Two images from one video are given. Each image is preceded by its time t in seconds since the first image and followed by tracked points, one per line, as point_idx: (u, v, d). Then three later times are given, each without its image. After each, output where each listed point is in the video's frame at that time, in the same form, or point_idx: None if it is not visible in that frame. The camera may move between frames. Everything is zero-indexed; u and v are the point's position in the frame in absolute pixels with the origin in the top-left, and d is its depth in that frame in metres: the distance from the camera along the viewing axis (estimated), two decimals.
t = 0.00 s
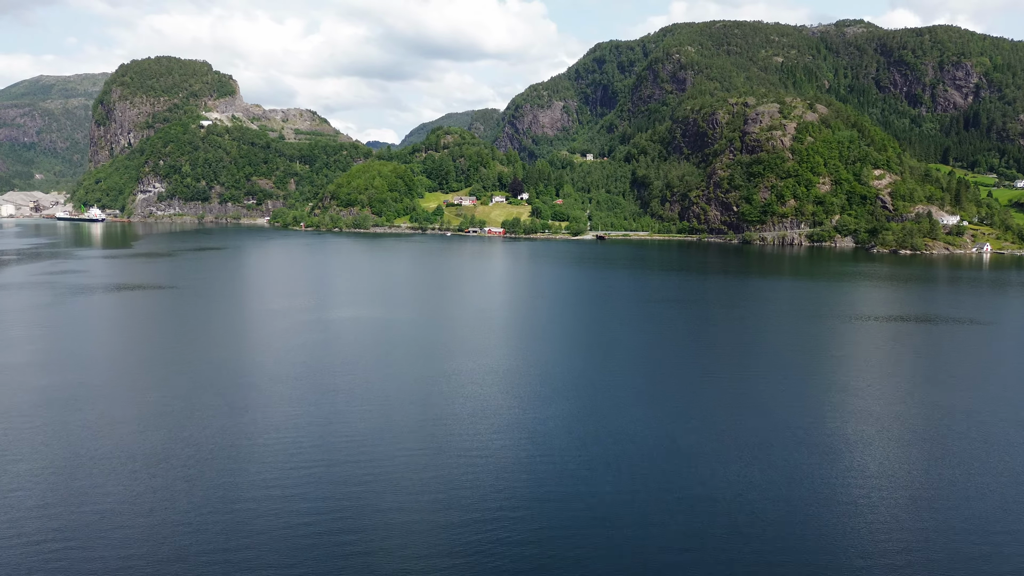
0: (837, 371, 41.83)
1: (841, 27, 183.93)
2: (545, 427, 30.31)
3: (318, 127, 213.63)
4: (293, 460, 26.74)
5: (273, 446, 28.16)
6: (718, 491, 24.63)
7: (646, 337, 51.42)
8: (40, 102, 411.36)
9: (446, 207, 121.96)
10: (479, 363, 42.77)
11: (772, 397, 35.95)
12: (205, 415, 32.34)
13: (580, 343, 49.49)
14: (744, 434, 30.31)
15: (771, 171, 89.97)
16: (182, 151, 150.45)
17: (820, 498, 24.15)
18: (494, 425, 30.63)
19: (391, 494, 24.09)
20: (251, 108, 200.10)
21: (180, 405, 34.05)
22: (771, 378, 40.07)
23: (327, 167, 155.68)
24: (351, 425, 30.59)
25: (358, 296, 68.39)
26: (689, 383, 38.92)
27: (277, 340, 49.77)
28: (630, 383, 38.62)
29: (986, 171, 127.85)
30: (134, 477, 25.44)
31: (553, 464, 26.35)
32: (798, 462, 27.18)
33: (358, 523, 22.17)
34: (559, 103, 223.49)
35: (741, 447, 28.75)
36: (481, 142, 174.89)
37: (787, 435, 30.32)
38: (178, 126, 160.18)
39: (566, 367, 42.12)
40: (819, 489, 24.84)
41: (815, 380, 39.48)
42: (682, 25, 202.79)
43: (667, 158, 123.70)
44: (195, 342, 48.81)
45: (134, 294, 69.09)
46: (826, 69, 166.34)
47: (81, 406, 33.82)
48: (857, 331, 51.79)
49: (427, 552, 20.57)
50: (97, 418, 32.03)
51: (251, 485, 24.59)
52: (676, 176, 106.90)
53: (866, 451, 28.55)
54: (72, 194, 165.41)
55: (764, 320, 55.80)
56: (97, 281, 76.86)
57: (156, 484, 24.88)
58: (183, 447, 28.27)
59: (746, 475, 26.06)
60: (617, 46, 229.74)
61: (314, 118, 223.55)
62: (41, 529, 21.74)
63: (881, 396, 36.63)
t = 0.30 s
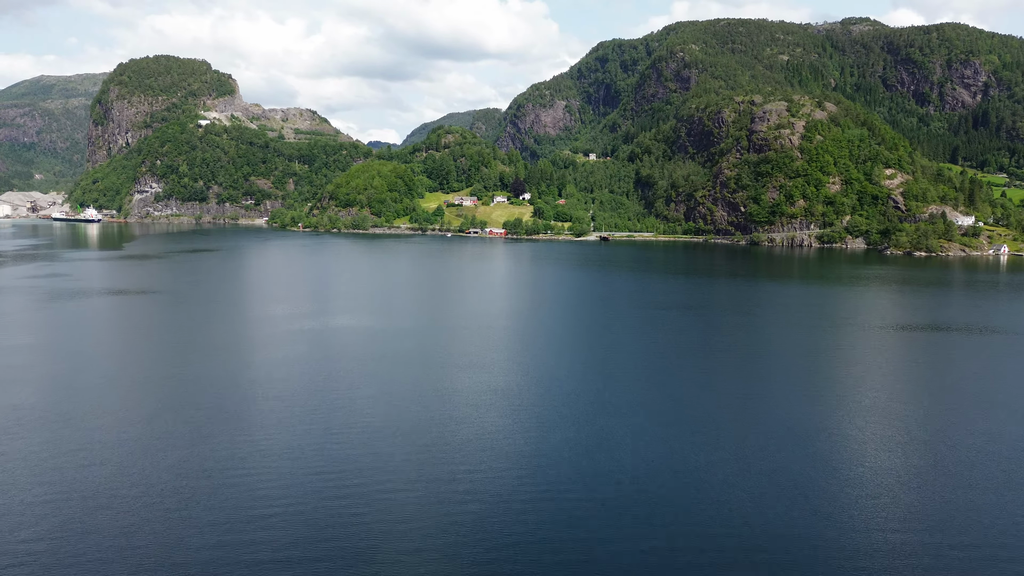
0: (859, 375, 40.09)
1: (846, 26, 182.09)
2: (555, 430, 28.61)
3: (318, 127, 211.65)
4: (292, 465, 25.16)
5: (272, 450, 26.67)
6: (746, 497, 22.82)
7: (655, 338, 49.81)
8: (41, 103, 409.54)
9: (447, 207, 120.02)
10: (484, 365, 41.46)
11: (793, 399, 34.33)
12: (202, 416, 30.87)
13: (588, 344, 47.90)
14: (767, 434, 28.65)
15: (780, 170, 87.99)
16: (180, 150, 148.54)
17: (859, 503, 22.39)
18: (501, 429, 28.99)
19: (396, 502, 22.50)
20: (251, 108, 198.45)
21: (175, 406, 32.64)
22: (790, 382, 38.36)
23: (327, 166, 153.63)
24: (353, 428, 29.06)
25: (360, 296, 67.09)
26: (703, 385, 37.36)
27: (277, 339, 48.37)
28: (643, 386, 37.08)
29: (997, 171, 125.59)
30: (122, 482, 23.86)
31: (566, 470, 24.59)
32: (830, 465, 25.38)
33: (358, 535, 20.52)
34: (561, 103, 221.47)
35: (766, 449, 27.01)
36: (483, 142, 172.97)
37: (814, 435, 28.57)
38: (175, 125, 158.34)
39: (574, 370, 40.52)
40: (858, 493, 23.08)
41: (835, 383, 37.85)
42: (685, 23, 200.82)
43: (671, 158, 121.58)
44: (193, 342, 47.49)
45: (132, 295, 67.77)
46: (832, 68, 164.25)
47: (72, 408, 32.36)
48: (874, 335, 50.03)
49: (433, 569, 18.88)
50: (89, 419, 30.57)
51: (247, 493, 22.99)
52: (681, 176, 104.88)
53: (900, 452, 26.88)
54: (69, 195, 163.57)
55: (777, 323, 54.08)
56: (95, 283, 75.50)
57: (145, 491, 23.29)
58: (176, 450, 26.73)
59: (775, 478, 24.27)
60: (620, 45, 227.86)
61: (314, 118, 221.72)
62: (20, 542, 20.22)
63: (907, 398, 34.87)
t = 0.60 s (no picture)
0: (872, 382, 38.95)
1: (852, 24, 180.02)
2: (569, 449, 27.37)
3: (317, 126, 209.28)
4: (287, 495, 23.54)
5: (273, 467, 25.38)
6: (771, 531, 21.65)
7: (664, 341, 48.52)
8: (40, 102, 407.59)
9: (447, 207, 117.86)
10: (488, 364, 40.46)
11: (807, 409, 33.21)
12: (204, 428, 29.85)
13: (594, 346, 46.71)
14: (789, 458, 27.26)
15: (790, 169, 85.83)
16: (176, 149, 146.34)
17: (896, 552, 20.70)
18: (511, 444, 27.81)
19: (409, 533, 21.28)
20: (249, 106, 196.38)
21: (166, 418, 31.21)
22: (800, 389, 37.21)
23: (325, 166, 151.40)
24: (361, 443, 27.95)
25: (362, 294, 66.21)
26: (717, 393, 35.72)
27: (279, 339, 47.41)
28: (653, 391, 35.91)
29: (1008, 170, 123.23)
30: (126, 507, 22.72)
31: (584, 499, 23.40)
32: (858, 493, 24.24)
33: None
34: (564, 102, 219.14)
35: (789, 473, 25.87)
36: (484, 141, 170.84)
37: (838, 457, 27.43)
38: (172, 124, 156.11)
39: (581, 372, 39.29)
40: (895, 534, 21.50)
41: (849, 392, 36.71)
42: (689, 21, 198.47)
43: (676, 156, 119.26)
44: (195, 342, 46.57)
45: (128, 295, 66.35)
46: (838, 65, 161.98)
47: (73, 417, 31.47)
48: (888, 337, 48.81)
49: None
50: (89, 433, 29.54)
51: (254, 521, 21.84)
52: (687, 175, 102.73)
53: (927, 478, 25.77)
54: (65, 195, 161.38)
55: (786, 325, 52.78)
56: (95, 282, 74.47)
57: (150, 516, 22.16)
58: (178, 470, 25.57)
59: (801, 508, 23.13)
60: (623, 43, 225.56)
61: (313, 117, 219.54)
62: None
63: (924, 411, 33.79)
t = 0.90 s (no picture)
0: (898, 390, 37.18)
1: (858, 21, 177.77)
2: (587, 473, 25.64)
3: (316, 125, 206.72)
4: (269, 532, 21.44)
5: (257, 497, 23.39)
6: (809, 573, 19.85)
7: (675, 344, 46.78)
8: (39, 101, 405.12)
9: (446, 207, 115.48)
10: (494, 369, 38.98)
11: (833, 423, 31.42)
12: (199, 442, 28.28)
13: (603, 349, 44.90)
14: (820, 487, 25.16)
15: (800, 168, 83.72)
16: (171, 149, 143.98)
17: None
18: (525, 466, 26.08)
19: (420, 572, 19.69)
20: (247, 105, 194.07)
21: (147, 434, 29.25)
22: (822, 398, 35.50)
23: (323, 165, 148.83)
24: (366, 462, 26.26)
25: (360, 295, 64.47)
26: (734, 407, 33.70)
27: (279, 339, 45.98)
28: (669, 402, 34.22)
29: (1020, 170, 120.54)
30: (116, 539, 21.10)
31: (606, 536, 21.68)
32: (897, 527, 22.57)
33: None
34: (565, 100, 216.63)
35: (823, 501, 24.12)
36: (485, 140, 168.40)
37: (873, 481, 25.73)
38: (167, 123, 153.69)
39: (593, 379, 37.54)
40: None
41: (874, 402, 34.96)
42: (692, 18, 195.93)
43: (681, 155, 116.84)
44: (192, 342, 45.11)
45: (117, 296, 64.26)
46: (845, 63, 159.55)
47: (49, 431, 29.51)
48: (910, 345, 46.66)
49: None
50: (77, 446, 27.90)
51: (237, 563, 19.95)
52: (693, 175, 100.58)
53: (968, 504, 24.13)
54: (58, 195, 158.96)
55: (800, 328, 51.04)
56: (89, 282, 72.80)
57: (142, 551, 20.52)
58: (171, 492, 23.93)
59: (840, 549, 21.40)
60: (625, 41, 222.96)
61: (312, 115, 217.05)
62: None
63: (956, 425, 32.06)
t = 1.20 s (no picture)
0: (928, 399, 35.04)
1: (864, 18, 175.22)
2: (604, 500, 23.47)
3: (314, 124, 204.10)
4: None
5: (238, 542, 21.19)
6: None
7: (688, 349, 44.68)
8: (36, 100, 402.64)
9: (445, 207, 112.94)
10: (497, 373, 36.98)
11: (866, 439, 29.08)
12: (187, 463, 26.29)
13: (612, 353, 42.75)
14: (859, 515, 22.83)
15: (811, 167, 81.44)
16: (165, 148, 141.39)
17: None
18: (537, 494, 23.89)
19: None
20: (243, 103, 191.50)
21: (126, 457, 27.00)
22: (849, 407, 33.36)
23: (320, 164, 146.17)
24: (365, 490, 24.13)
25: (356, 299, 62.12)
26: (757, 420, 31.29)
27: (273, 344, 43.95)
28: (686, 412, 32.03)
29: None
30: None
31: None
32: (950, 561, 20.42)
33: None
34: (566, 99, 214.02)
35: (865, 530, 21.91)
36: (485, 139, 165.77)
37: (918, 503, 23.54)
38: (161, 121, 151.15)
39: (604, 386, 35.37)
40: None
41: (903, 411, 32.87)
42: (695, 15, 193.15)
43: (686, 155, 114.09)
44: (182, 348, 43.01)
45: (104, 300, 61.81)
46: (851, 61, 156.93)
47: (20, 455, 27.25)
48: (936, 351, 44.28)
49: None
50: (52, 470, 25.77)
51: None
52: (699, 174, 98.18)
53: None
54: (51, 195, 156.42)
55: (817, 332, 48.95)
56: (77, 285, 70.39)
57: None
58: (152, 527, 21.86)
59: None
60: (627, 39, 220.33)
61: (310, 114, 214.56)
62: None
63: (997, 439, 29.82)
